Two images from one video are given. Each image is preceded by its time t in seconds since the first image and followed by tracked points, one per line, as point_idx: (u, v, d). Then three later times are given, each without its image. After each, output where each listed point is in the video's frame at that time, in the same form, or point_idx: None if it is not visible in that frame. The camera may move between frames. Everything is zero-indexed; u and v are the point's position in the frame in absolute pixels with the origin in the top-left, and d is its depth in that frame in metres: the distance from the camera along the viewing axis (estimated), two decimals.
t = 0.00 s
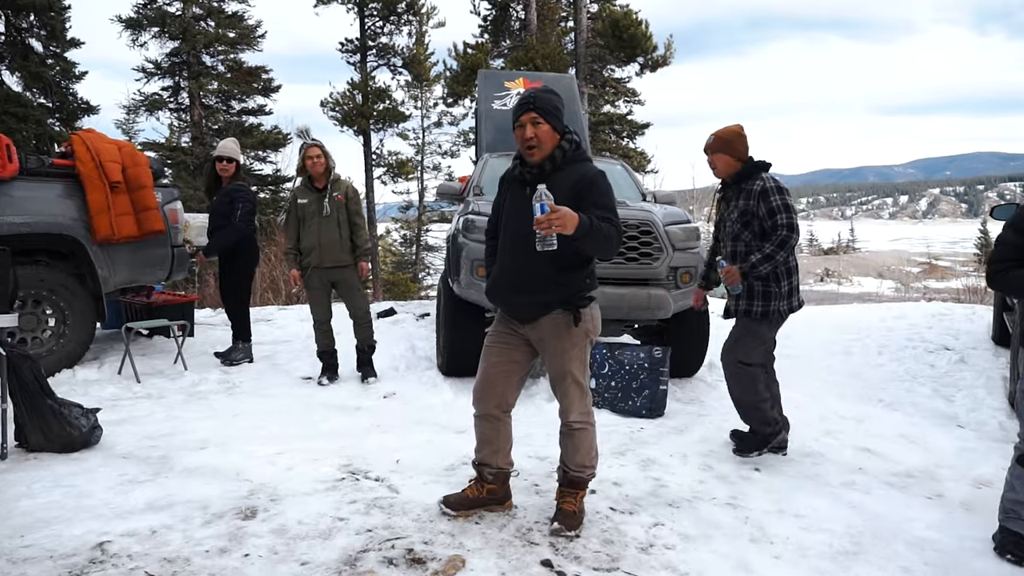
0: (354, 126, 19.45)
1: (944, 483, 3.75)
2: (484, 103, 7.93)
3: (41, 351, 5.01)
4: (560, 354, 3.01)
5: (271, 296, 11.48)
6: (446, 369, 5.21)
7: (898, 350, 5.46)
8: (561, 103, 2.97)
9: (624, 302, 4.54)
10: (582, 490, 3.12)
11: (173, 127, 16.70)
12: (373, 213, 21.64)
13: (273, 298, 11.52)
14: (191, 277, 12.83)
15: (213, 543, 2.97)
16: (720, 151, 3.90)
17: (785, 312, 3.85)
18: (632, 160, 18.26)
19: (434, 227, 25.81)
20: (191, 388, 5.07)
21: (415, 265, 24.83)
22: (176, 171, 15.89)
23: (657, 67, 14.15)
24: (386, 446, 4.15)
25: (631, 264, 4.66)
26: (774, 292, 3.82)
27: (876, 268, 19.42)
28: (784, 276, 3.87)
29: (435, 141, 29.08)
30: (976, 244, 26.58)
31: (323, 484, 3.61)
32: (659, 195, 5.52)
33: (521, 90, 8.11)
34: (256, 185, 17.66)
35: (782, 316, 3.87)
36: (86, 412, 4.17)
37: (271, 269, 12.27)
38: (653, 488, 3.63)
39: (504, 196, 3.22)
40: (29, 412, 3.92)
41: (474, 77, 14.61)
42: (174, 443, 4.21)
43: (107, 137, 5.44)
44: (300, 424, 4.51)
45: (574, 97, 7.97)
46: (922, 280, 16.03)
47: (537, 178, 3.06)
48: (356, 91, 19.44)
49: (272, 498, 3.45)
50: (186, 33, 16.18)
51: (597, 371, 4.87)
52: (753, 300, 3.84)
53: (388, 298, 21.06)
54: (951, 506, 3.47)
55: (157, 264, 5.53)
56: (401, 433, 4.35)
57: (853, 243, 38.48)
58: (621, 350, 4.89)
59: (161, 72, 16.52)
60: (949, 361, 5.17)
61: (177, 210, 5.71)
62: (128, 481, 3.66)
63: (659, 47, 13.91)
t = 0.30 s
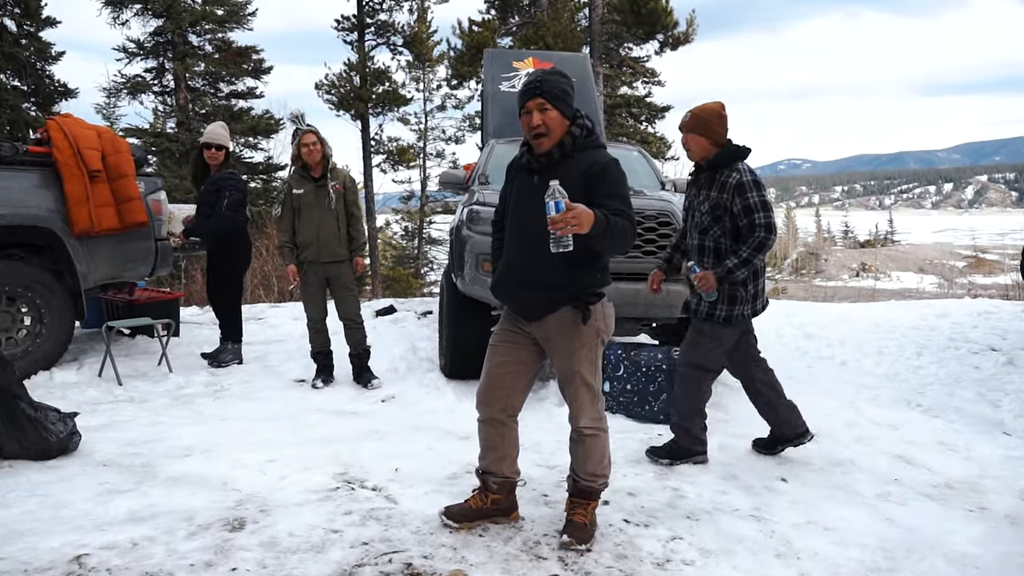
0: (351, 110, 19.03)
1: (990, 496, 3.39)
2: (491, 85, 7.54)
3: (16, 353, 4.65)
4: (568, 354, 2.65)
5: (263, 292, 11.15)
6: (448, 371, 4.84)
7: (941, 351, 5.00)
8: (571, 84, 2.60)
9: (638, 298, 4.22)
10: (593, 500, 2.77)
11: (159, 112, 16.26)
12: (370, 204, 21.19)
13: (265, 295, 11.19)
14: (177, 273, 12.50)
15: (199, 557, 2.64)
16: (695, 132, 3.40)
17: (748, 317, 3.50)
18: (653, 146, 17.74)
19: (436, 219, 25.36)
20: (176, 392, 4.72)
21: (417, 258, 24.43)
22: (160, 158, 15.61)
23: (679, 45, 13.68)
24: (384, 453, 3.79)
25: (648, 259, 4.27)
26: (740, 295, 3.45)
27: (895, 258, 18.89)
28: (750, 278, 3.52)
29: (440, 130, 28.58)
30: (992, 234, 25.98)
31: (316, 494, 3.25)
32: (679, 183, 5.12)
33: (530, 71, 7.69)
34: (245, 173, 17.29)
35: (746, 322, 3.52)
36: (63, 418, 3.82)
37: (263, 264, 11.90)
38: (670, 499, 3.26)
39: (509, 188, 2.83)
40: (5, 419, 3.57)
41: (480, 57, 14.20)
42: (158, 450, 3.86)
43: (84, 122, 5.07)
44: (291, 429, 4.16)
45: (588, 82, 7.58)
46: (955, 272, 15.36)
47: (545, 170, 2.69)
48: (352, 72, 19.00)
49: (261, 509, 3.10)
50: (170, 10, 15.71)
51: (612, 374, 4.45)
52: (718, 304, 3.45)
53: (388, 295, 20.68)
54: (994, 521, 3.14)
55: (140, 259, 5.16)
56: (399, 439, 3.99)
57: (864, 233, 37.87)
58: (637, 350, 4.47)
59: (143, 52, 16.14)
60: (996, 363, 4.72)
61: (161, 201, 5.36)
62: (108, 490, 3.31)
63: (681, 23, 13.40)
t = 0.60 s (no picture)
0: (338, 104, 18.90)
1: (969, 494, 3.40)
2: (478, 81, 7.49)
3: None
4: (551, 352, 2.62)
5: (247, 289, 11.06)
6: (432, 368, 4.80)
7: (922, 350, 4.99)
8: (558, 76, 2.57)
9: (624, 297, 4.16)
10: (575, 497, 2.75)
11: (142, 106, 16.08)
12: (359, 199, 21.06)
13: (249, 292, 11.08)
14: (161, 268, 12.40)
15: (178, 555, 2.61)
16: (632, 114, 3.43)
17: (672, 306, 3.45)
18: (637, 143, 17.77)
19: (424, 214, 25.29)
20: (158, 389, 4.66)
21: (404, 255, 24.37)
22: (143, 152, 15.43)
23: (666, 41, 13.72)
24: (367, 451, 3.75)
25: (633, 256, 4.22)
26: (658, 283, 3.45)
27: (880, 256, 19.03)
28: (673, 266, 3.46)
29: (428, 125, 28.46)
30: (974, 233, 26.27)
31: (296, 492, 3.22)
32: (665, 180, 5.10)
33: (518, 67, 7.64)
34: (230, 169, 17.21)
35: (669, 309, 3.48)
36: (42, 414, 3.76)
37: (246, 259, 11.83)
38: (653, 496, 3.25)
39: (492, 180, 2.79)
40: None
41: (467, 53, 14.15)
42: (138, 447, 3.80)
43: (65, 115, 4.98)
44: (273, 426, 4.12)
45: (575, 79, 7.55)
46: (944, 271, 15.43)
47: (529, 161, 2.64)
48: (340, 66, 18.88)
49: (242, 507, 3.06)
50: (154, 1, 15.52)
51: (596, 370, 4.48)
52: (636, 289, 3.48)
53: (375, 291, 20.61)
54: (973, 518, 3.16)
55: (122, 254, 5.08)
56: (382, 436, 3.96)
57: (851, 231, 38.11)
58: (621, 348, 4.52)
59: (125, 44, 15.89)
60: (977, 362, 4.73)
61: (143, 195, 5.25)
62: (85, 488, 3.25)
63: (667, 20, 13.40)
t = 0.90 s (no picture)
0: (342, 140, 19.40)
1: (918, 490, 3.77)
2: (469, 117, 8.01)
3: (23, 367, 4.95)
4: (545, 365, 2.97)
5: (258, 309, 11.46)
6: (429, 382, 5.18)
7: (876, 359, 5.45)
8: (547, 112, 2.92)
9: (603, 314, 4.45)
10: (560, 501, 3.05)
11: (161, 141, 16.67)
12: (359, 224, 21.59)
13: (260, 311, 11.48)
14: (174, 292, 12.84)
15: (190, 557, 2.87)
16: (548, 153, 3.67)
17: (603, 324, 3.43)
18: (618, 171, 18.38)
19: (420, 238, 25.84)
20: (174, 404, 5.01)
21: (403, 276, 24.88)
22: (162, 185, 15.91)
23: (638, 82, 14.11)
24: (370, 460, 4.06)
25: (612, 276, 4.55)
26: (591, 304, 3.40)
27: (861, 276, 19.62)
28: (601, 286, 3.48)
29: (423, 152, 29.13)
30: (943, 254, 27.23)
31: (301, 498, 3.51)
32: (641, 207, 5.53)
33: (506, 103, 8.15)
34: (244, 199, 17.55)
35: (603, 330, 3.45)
36: (66, 429, 4.04)
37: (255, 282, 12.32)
38: (631, 498, 3.55)
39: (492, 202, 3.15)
40: (7, 433, 3.75)
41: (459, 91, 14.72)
42: (156, 458, 4.08)
43: (88, 151, 5.42)
44: (284, 436, 4.47)
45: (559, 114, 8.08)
46: (903, 291, 16.37)
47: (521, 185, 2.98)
48: (342, 104, 19.49)
49: (251, 513, 3.33)
50: (171, 47, 16.17)
51: (580, 384, 4.82)
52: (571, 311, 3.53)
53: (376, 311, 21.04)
54: (924, 513, 3.49)
55: (141, 279, 5.48)
56: (385, 445, 4.32)
57: (827, 249, 38.95)
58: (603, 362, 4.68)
59: (146, 86, 16.52)
60: (926, 369, 5.18)
61: (161, 224, 5.71)
62: (105, 495, 3.51)
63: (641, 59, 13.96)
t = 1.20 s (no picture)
0: (347, 149, 19.68)
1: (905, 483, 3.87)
2: (469, 128, 8.28)
3: (39, 367, 5.08)
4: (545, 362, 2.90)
5: (265, 311, 11.67)
6: (430, 382, 5.37)
7: (859, 362, 5.69)
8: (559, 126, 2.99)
9: (596, 316, 4.58)
10: (554, 496, 2.84)
11: (174, 150, 16.89)
12: (363, 232, 21.88)
13: (268, 314, 11.69)
14: (185, 296, 13.12)
15: (200, 551, 2.54)
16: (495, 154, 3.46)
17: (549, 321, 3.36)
18: (611, 181, 18.65)
19: (421, 246, 26.16)
20: (183, 403, 5.11)
21: (405, 281, 25.10)
22: (174, 193, 16.10)
23: (636, 93, 14.42)
24: (372, 457, 3.79)
25: (606, 281, 4.71)
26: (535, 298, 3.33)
27: (852, 283, 19.96)
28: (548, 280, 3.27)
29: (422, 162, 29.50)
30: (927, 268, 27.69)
31: (307, 494, 3.15)
32: (634, 215, 5.75)
33: (504, 116, 8.41)
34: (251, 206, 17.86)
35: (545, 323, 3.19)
36: (80, 425, 3.72)
37: (265, 283, 12.65)
38: (624, 494, 3.22)
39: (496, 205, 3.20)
40: (24, 428, 3.48)
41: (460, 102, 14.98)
42: (167, 455, 3.79)
43: (103, 160, 5.62)
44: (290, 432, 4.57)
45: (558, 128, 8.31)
46: (884, 297, 16.69)
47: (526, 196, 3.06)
48: (347, 116, 19.78)
49: (258, 507, 2.98)
50: (183, 60, 16.49)
51: (573, 383, 4.59)
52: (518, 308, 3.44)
53: (379, 314, 21.29)
54: (903, 510, 3.22)
55: (153, 282, 5.73)
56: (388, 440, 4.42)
57: (810, 257, 39.30)
58: (597, 362, 4.61)
59: (160, 97, 16.81)
60: (907, 371, 5.41)
61: (173, 230, 5.96)
62: (117, 491, 3.17)
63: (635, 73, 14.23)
